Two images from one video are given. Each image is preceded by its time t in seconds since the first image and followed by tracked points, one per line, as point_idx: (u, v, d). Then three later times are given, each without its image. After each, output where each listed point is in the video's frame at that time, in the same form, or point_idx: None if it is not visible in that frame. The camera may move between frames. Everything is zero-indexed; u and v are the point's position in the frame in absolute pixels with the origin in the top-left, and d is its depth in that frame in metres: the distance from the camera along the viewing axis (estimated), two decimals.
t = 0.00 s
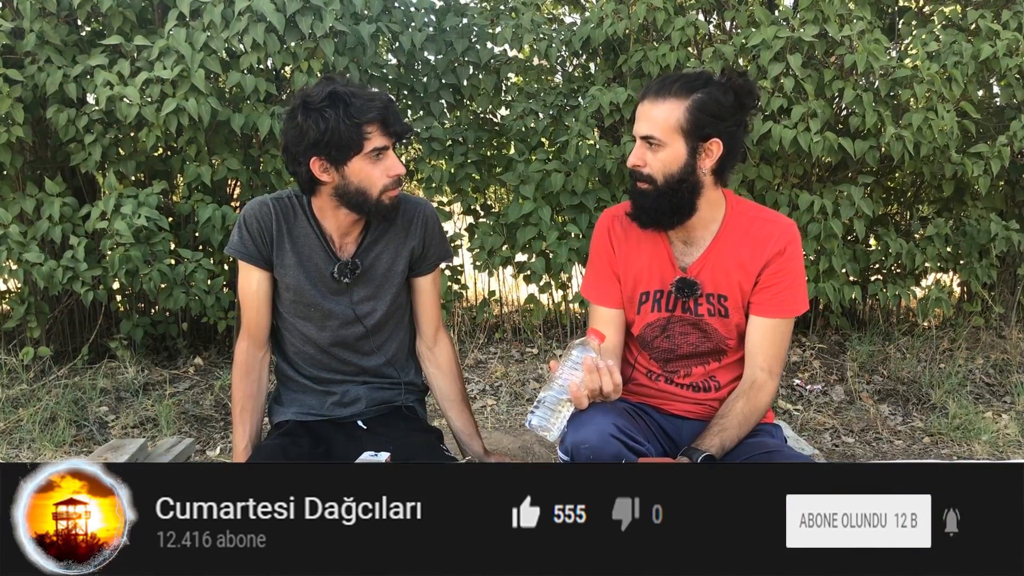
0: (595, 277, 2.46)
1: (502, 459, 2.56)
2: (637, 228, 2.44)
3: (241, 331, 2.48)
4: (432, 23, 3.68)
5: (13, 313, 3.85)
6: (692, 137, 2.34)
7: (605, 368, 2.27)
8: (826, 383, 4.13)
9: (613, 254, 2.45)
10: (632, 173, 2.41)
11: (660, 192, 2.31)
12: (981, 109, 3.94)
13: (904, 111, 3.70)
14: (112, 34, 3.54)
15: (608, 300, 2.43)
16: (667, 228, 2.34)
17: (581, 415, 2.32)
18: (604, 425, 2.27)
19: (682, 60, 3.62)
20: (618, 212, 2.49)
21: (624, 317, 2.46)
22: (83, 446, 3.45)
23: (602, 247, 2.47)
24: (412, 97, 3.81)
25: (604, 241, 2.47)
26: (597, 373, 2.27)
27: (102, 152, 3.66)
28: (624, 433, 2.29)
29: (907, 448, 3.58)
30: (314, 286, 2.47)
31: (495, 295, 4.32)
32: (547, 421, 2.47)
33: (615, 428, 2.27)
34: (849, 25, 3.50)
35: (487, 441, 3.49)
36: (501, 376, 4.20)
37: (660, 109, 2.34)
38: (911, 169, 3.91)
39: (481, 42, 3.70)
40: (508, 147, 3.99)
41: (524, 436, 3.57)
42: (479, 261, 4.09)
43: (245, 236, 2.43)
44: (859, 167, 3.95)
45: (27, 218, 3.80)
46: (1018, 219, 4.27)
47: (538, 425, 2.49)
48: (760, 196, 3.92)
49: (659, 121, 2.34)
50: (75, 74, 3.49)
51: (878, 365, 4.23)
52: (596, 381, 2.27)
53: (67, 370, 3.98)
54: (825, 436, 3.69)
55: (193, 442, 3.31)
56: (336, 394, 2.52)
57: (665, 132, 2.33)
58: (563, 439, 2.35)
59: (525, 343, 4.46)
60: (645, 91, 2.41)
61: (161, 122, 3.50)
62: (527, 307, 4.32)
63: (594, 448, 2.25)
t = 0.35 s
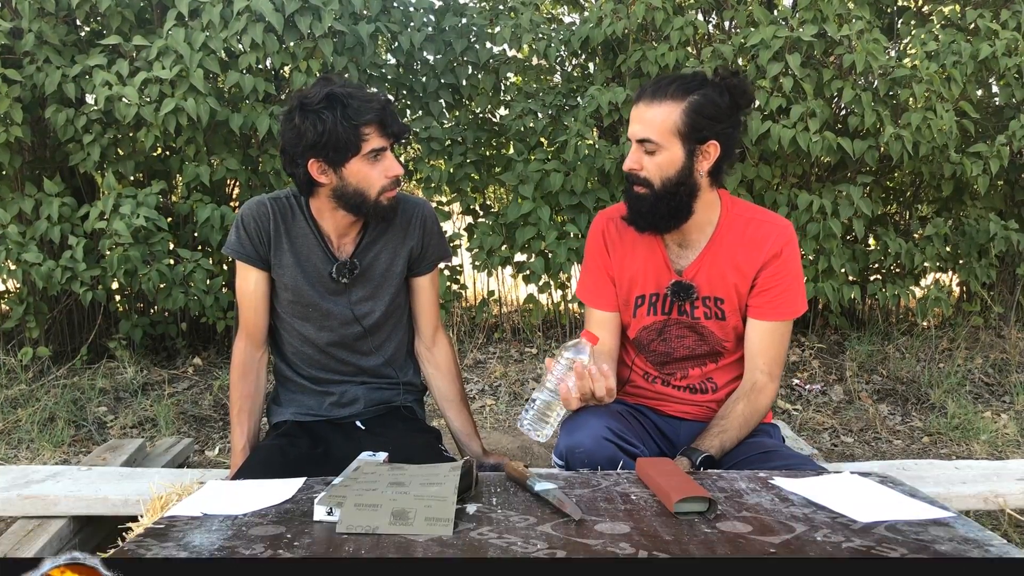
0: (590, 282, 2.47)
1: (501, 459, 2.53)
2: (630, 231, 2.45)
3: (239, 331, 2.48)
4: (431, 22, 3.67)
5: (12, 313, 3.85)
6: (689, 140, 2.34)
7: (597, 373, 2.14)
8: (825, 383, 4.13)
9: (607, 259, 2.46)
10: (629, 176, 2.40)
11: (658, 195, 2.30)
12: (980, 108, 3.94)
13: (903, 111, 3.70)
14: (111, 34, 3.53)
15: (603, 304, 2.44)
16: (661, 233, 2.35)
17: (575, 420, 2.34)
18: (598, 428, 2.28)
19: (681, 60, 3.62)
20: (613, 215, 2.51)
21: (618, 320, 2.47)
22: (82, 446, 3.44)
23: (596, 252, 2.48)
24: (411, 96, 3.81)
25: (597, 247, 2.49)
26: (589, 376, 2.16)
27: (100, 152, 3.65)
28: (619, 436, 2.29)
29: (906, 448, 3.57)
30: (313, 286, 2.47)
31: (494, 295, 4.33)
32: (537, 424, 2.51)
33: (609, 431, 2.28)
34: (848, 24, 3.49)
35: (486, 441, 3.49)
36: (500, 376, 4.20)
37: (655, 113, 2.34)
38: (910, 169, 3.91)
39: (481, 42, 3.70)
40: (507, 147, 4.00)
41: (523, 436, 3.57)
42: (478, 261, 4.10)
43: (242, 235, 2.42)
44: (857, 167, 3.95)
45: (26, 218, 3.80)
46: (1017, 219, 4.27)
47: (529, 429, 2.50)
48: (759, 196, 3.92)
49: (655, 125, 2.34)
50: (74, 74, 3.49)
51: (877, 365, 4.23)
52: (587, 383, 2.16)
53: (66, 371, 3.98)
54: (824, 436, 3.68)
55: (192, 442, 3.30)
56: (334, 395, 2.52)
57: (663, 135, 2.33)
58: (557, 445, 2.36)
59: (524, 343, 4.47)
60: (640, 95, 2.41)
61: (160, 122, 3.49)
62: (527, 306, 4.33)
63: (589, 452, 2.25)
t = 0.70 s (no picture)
0: (583, 286, 2.46)
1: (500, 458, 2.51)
2: (624, 234, 2.45)
3: (238, 331, 2.48)
4: (431, 22, 3.67)
5: (11, 313, 3.85)
6: (699, 143, 2.34)
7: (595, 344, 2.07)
8: (824, 383, 4.14)
9: (600, 264, 2.46)
10: (638, 185, 2.33)
11: (676, 200, 2.27)
12: (979, 108, 3.94)
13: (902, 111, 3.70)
14: (111, 34, 3.54)
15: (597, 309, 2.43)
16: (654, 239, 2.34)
17: (572, 423, 2.34)
18: (595, 432, 2.28)
19: (680, 60, 3.62)
20: (605, 219, 2.50)
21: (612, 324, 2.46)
22: (81, 446, 3.44)
23: (589, 257, 2.48)
24: (410, 96, 3.81)
25: (591, 251, 2.48)
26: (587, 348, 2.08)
27: (100, 152, 3.65)
28: (618, 440, 2.28)
29: (905, 448, 3.57)
30: (312, 286, 2.47)
31: (494, 295, 4.33)
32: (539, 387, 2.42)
33: (607, 435, 2.28)
34: (848, 24, 3.49)
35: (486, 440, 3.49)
36: (500, 376, 4.21)
37: (665, 119, 2.28)
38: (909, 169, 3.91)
39: (480, 42, 3.70)
40: (506, 147, 4.00)
41: (523, 436, 3.57)
42: (477, 261, 4.10)
43: (241, 235, 2.43)
44: (857, 167, 3.96)
45: (26, 218, 3.79)
46: (1016, 219, 4.28)
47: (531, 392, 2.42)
48: (758, 196, 3.92)
49: (668, 132, 2.29)
50: (73, 74, 3.49)
51: (877, 365, 4.24)
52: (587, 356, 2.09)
53: (65, 371, 3.98)
54: (824, 436, 3.68)
55: (191, 442, 3.30)
56: (333, 395, 2.52)
57: (676, 140, 2.30)
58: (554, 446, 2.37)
59: (524, 343, 4.48)
60: (642, 99, 2.34)
61: (159, 122, 3.49)
62: (527, 306, 4.33)
63: (585, 455, 2.26)
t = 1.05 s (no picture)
0: (579, 290, 2.45)
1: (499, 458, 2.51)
2: (618, 238, 2.44)
3: (238, 332, 2.48)
4: (430, 22, 3.67)
5: (11, 313, 3.85)
6: (700, 145, 2.34)
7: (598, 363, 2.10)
8: (824, 383, 4.14)
9: (594, 268, 2.45)
10: (641, 191, 2.29)
11: (684, 204, 2.28)
12: (979, 108, 3.94)
13: (901, 110, 3.70)
14: (110, 34, 3.53)
15: (592, 313, 2.43)
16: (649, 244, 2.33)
17: (558, 430, 2.33)
18: (580, 437, 2.27)
19: (680, 60, 3.62)
20: (599, 222, 2.49)
21: (606, 328, 2.46)
22: (80, 446, 3.44)
23: (583, 260, 2.47)
24: (410, 96, 3.81)
25: (585, 255, 2.47)
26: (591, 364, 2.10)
27: (99, 152, 3.66)
28: (602, 444, 2.27)
29: (905, 447, 3.56)
30: (312, 286, 2.47)
31: (493, 295, 4.33)
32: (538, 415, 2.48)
33: (591, 439, 2.26)
34: (847, 24, 3.49)
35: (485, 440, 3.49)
36: (499, 376, 4.21)
37: (667, 124, 2.27)
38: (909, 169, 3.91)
39: (480, 42, 3.70)
40: (506, 147, 4.00)
41: (522, 435, 3.57)
42: (477, 261, 4.10)
43: (241, 235, 2.43)
44: (856, 167, 3.96)
45: (26, 218, 3.79)
46: (1016, 218, 4.28)
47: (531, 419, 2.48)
48: (758, 196, 3.92)
49: (672, 137, 2.27)
50: (73, 73, 3.49)
51: (876, 364, 4.24)
52: (589, 373, 2.10)
53: (65, 370, 3.98)
54: (823, 436, 3.68)
55: (190, 441, 3.30)
56: (332, 395, 2.51)
57: (681, 145, 2.28)
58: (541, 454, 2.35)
59: (524, 343, 4.48)
60: (639, 103, 2.30)
61: (159, 121, 3.49)
62: (526, 306, 4.33)
63: (573, 462, 2.24)
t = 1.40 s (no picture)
0: (571, 294, 2.47)
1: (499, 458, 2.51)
2: (609, 241, 2.45)
3: (238, 331, 2.48)
4: (430, 22, 3.67)
5: (11, 313, 3.85)
6: (693, 145, 2.34)
7: (570, 377, 2.13)
8: (824, 382, 4.14)
9: (585, 272, 2.47)
10: (639, 196, 2.29)
11: (682, 206, 2.29)
12: (979, 108, 3.94)
13: (901, 110, 3.70)
14: (110, 34, 3.53)
15: (584, 317, 2.44)
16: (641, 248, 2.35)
17: (560, 427, 2.33)
18: (583, 433, 2.26)
19: (680, 60, 3.62)
20: (589, 225, 2.50)
21: (601, 331, 2.47)
22: (80, 446, 3.43)
23: (574, 264, 2.49)
24: (410, 96, 3.81)
25: (576, 259, 2.49)
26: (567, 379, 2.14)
27: (99, 152, 3.66)
28: (605, 440, 2.27)
29: (905, 447, 3.56)
30: (312, 286, 2.47)
31: (493, 295, 4.33)
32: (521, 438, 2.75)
33: (594, 435, 2.26)
34: (847, 24, 3.48)
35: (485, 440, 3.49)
36: (499, 375, 4.21)
37: (663, 127, 2.26)
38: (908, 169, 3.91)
39: (480, 42, 3.70)
40: (506, 147, 4.00)
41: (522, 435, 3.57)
42: (477, 261, 4.11)
43: (242, 235, 2.43)
44: (856, 167, 3.96)
45: (26, 218, 3.79)
46: (1015, 218, 4.28)
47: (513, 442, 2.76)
48: (758, 195, 3.92)
49: (667, 139, 2.26)
50: (72, 74, 3.49)
51: (876, 364, 4.24)
52: (565, 388, 2.15)
53: (65, 370, 3.99)
54: (823, 435, 3.68)
55: (190, 441, 3.30)
56: (332, 395, 2.52)
57: (676, 147, 2.28)
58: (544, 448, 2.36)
59: (524, 343, 4.48)
60: (633, 105, 2.29)
61: (158, 122, 3.49)
62: (526, 306, 4.33)
63: (574, 457, 2.25)
